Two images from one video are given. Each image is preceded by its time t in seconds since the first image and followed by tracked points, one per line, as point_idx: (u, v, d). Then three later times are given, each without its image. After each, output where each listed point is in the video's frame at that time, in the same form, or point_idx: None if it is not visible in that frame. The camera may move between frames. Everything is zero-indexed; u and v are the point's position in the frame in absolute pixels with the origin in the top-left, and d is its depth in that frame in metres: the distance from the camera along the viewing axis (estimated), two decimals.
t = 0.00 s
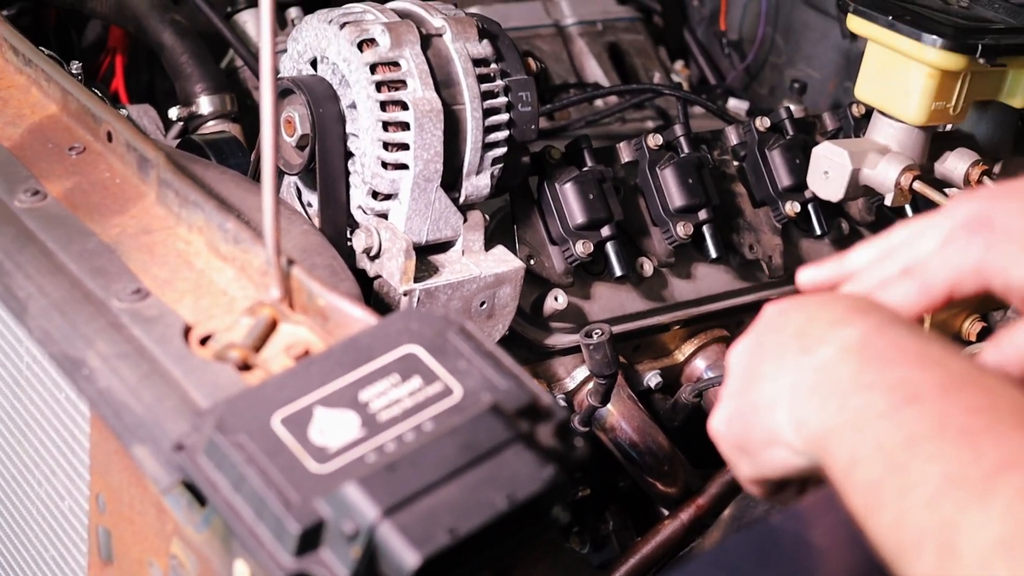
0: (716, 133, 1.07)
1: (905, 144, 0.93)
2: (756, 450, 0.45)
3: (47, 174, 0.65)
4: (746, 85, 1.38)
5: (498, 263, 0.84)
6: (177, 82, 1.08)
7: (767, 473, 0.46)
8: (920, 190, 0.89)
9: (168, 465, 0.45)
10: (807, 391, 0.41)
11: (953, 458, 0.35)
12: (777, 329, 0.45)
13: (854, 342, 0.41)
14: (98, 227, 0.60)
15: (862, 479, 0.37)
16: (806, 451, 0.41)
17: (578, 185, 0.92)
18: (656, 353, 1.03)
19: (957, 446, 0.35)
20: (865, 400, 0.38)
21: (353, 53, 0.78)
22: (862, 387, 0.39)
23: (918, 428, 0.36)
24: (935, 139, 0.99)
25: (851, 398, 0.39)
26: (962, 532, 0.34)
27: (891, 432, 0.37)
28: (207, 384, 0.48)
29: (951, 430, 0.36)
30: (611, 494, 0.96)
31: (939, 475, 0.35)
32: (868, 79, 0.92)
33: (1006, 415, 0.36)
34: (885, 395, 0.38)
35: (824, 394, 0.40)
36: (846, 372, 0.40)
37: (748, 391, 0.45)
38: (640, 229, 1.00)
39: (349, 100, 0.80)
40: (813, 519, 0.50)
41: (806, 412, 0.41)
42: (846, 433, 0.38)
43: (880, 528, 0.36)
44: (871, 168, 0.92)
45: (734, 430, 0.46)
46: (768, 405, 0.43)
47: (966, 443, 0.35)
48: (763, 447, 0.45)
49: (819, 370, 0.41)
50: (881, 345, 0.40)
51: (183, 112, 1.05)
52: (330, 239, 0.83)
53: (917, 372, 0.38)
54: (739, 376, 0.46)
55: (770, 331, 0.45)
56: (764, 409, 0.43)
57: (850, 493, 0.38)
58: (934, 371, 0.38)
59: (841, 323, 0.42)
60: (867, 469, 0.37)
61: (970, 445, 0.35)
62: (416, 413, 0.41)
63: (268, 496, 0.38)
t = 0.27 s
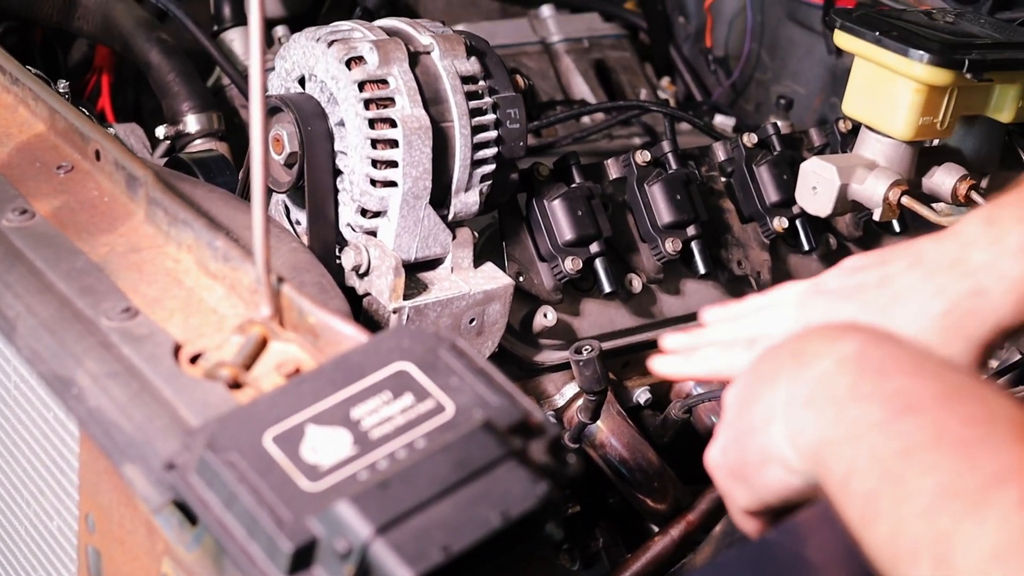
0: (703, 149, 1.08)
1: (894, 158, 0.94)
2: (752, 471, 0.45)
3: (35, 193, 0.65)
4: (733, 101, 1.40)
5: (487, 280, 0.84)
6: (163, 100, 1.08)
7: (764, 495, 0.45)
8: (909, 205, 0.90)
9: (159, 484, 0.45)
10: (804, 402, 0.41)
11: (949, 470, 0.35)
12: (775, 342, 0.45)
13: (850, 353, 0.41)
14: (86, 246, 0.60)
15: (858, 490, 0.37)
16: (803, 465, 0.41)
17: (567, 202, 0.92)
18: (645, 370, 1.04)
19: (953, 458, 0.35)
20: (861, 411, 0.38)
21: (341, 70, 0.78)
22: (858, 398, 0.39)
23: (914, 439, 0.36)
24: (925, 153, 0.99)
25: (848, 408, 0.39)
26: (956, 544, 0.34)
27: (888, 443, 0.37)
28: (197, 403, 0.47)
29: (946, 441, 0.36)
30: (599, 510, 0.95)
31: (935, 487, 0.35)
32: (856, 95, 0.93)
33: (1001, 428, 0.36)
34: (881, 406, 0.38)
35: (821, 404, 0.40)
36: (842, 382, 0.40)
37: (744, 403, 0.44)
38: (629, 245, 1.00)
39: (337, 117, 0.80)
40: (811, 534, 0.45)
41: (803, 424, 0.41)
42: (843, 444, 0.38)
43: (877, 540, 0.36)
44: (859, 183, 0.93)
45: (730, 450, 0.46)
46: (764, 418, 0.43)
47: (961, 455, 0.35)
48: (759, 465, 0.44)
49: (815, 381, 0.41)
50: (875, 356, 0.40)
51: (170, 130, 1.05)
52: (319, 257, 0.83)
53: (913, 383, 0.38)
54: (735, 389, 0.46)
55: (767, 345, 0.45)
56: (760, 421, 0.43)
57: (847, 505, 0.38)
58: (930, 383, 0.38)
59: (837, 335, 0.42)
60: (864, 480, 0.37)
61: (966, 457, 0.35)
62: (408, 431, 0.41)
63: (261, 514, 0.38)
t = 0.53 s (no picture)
0: (691, 162, 1.08)
1: (881, 170, 0.95)
2: (742, 486, 0.45)
3: (25, 211, 0.65)
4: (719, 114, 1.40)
5: (477, 294, 0.84)
6: (151, 117, 1.08)
7: (752, 510, 0.45)
8: (896, 218, 0.91)
9: (152, 501, 0.45)
10: (795, 419, 0.41)
11: (938, 492, 0.35)
12: (768, 355, 0.45)
13: (841, 370, 0.41)
14: (77, 263, 0.59)
15: (848, 510, 0.37)
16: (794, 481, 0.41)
17: (556, 216, 0.93)
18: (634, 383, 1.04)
19: (942, 480, 0.35)
20: (852, 430, 0.39)
21: (330, 85, 0.78)
22: (849, 416, 0.39)
23: (905, 461, 0.36)
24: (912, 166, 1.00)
25: (839, 427, 0.39)
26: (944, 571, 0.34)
27: (878, 464, 0.37)
28: (189, 419, 0.47)
29: (936, 463, 0.36)
30: (588, 524, 0.95)
31: (925, 510, 0.35)
32: (843, 108, 0.94)
33: (989, 449, 0.36)
34: (871, 426, 0.38)
35: (812, 422, 0.40)
36: (833, 400, 0.40)
37: (735, 418, 0.44)
38: (618, 259, 1.01)
39: (327, 133, 0.80)
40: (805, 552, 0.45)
41: (794, 441, 0.41)
42: (833, 463, 0.38)
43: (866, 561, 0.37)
44: (848, 196, 0.94)
45: (720, 465, 0.46)
46: (754, 433, 0.43)
47: (950, 477, 0.35)
48: (748, 480, 0.44)
49: (806, 398, 0.41)
50: (867, 373, 0.40)
51: (158, 146, 1.05)
52: (309, 272, 0.83)
53: (903, 403, 0.38)
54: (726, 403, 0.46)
55: (759, 358, 0.45)
56: (751, 436, 0.43)
57: (838, 524, 0.38)
58: (920, 402, 0.38)
59: (829, 350, 0.43)
60: (853, 501, 0.37)
61: (955, 480, 0.35)
62: (402, 446, 0.41)
63: (255, 531, 0.38)
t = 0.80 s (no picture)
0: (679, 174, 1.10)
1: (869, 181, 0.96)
2: (736, 497, 0.45)
3: (14, 226, 0.65)
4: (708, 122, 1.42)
5: (467, 307, 0.84)
6: (139, 131, 1.07)
7: (747, 519, 0.46)
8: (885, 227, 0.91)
9: (144, 516, 0.45)
10: (789, 432, 0.41)
11: (924, 511, 0.35)
12: (766, 365, 0.45)
13: (836, 384, 0.41)
14: (67, 277, 0.59)
15: (837, 526, 0.38)
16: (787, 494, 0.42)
17: (545, 228, 0.93)
18: (624, 395, 1.03)
19: (929, 499, 0.35)
20: (843, 445, 0.39)
21: (319, 99, 0.79)
22: (841, 432, 0.39)
23: (894, 478, 0.36)
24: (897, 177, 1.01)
25: (832, 441, 0.39)
26: None
27: (867, 480, 0.37)
28: (182, 432, 0.47)
29: (924, 481, 0.36)
30: (579, 536, 0.95)
31: (911, 529, 0.35)
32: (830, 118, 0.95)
33: (979, 469, 0.36)
34: (863, 442, 0.38)
35: (806, 435, 0.40)
36: (827, 415, 0.40)
37: (731, 430, 0.45)
38: (607, 270, 1.01)
39: (316, 146, 0.80)
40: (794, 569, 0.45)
41: (787, 454, 0.41)
42: (824, 478, 0.39)
43: None
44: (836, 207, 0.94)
45: (715, 474, 0.46)
46: (749, 445, 0.43)
47: (938, 496, 0.35)
48: (743, 490, 0.44)
49: (802, 412, 0.41)
50: (862, 389, 0.41)
51: (145, 161, 1.05)
52: (298, 285, 0.83)
53: (895, 420, 0.38)
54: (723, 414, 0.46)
55: (758, 369, 0.46)
56: (745, 448, 0.44)
57: (828, 538, 0.38)
58: (913, 420, 0.38)
59: (826, 364, 0.43)
60: (842, 517, 0.37)
61: (942, 499, 0.35)
62: (395, 458, 0.41)
63: (250, 544, 0.38)
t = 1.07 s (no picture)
0: (667, 184, 1.10)
1: (856, 190, 0.97)
2: (731, 499, 0.45)
3: (3, 238, 0.65)
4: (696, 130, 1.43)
5: (456, 317, 0.84)
6: (127, 144, 1.07)
7: (743, 523, 0.46)
8: (873, 236, 0.92)
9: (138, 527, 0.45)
10: (783, 432, 0.41)
11: (910, 507, 0.35)
12: (762, 368, 0.45)
13: (831, 386, 0.42)
14: (57, 289, 0.59)
15: (826, 523, 0.38)
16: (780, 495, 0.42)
17: (534, 238, 0.93)
18: (614, 405, 1.04)
19: (915, 496, 0.35)
20: (835, 444, 0.39)
21: (308, 110, 0.79)
22: (833, 431, 0.39)
23: (883, 475, 0.37)
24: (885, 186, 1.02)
25: (823, 441, 0.39)
26: None
27: (856, 478, 0.37)
28: (174, 443, 0.47)
29: (912, 479, 0.36)
30: (569, 546, 0.95)
31: (897, 525, 0.35)
32: (818, 128, 0.96)
33: (967, 468, 0.36)
34: (854, 441, 0.38)
35: (799, 435, 0.41)
36: (820, 415, 0.41)
37: (728, 432, 0.45)
38: (595, 280, 1.01)
39: (305, 157, 0.80)
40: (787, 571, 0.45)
41: (780, 454, 0.41)
42: (815, 476, 0.39)
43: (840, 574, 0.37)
44: (825, 216, 0.95)
45: (712, 476, 0.46)
46: (744, 447, 0.44)
47: (925, 492, 0.35)
48: (738, 493, 0.45)
49: (795, 412, 0.42)
50: (855, 389, 0.41)
51: (133, 174, 1.05)
52: (287, 296, 0.83)
53: (886, 420, 0.39)
54: (721, 417, 0.47)
55: (756, 372, 0.46)
56: (741, 449, 0.44)
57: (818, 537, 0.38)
58: (904, 420, 0.39)
59: (821, 367, 0.43)
60: (831, 515, 0.37)
61: (928, 496, 0.35)
62: (389, 467, 0.41)
63: (244, 554, 0.38)
